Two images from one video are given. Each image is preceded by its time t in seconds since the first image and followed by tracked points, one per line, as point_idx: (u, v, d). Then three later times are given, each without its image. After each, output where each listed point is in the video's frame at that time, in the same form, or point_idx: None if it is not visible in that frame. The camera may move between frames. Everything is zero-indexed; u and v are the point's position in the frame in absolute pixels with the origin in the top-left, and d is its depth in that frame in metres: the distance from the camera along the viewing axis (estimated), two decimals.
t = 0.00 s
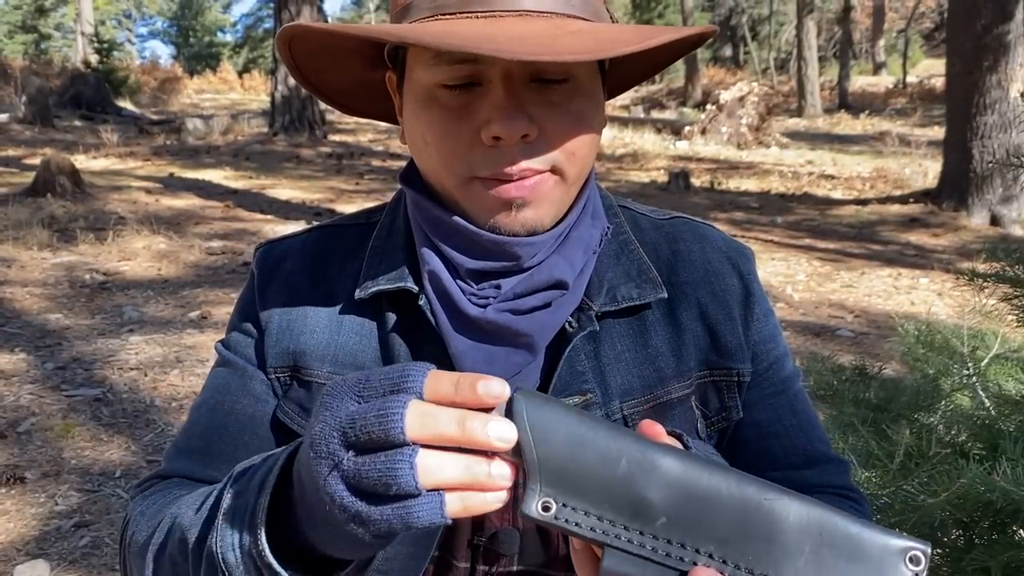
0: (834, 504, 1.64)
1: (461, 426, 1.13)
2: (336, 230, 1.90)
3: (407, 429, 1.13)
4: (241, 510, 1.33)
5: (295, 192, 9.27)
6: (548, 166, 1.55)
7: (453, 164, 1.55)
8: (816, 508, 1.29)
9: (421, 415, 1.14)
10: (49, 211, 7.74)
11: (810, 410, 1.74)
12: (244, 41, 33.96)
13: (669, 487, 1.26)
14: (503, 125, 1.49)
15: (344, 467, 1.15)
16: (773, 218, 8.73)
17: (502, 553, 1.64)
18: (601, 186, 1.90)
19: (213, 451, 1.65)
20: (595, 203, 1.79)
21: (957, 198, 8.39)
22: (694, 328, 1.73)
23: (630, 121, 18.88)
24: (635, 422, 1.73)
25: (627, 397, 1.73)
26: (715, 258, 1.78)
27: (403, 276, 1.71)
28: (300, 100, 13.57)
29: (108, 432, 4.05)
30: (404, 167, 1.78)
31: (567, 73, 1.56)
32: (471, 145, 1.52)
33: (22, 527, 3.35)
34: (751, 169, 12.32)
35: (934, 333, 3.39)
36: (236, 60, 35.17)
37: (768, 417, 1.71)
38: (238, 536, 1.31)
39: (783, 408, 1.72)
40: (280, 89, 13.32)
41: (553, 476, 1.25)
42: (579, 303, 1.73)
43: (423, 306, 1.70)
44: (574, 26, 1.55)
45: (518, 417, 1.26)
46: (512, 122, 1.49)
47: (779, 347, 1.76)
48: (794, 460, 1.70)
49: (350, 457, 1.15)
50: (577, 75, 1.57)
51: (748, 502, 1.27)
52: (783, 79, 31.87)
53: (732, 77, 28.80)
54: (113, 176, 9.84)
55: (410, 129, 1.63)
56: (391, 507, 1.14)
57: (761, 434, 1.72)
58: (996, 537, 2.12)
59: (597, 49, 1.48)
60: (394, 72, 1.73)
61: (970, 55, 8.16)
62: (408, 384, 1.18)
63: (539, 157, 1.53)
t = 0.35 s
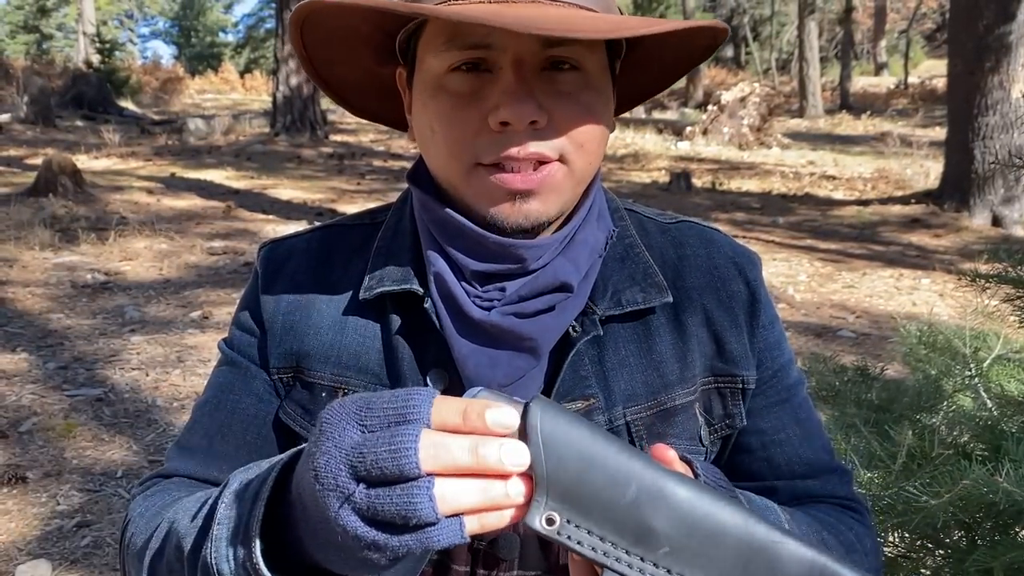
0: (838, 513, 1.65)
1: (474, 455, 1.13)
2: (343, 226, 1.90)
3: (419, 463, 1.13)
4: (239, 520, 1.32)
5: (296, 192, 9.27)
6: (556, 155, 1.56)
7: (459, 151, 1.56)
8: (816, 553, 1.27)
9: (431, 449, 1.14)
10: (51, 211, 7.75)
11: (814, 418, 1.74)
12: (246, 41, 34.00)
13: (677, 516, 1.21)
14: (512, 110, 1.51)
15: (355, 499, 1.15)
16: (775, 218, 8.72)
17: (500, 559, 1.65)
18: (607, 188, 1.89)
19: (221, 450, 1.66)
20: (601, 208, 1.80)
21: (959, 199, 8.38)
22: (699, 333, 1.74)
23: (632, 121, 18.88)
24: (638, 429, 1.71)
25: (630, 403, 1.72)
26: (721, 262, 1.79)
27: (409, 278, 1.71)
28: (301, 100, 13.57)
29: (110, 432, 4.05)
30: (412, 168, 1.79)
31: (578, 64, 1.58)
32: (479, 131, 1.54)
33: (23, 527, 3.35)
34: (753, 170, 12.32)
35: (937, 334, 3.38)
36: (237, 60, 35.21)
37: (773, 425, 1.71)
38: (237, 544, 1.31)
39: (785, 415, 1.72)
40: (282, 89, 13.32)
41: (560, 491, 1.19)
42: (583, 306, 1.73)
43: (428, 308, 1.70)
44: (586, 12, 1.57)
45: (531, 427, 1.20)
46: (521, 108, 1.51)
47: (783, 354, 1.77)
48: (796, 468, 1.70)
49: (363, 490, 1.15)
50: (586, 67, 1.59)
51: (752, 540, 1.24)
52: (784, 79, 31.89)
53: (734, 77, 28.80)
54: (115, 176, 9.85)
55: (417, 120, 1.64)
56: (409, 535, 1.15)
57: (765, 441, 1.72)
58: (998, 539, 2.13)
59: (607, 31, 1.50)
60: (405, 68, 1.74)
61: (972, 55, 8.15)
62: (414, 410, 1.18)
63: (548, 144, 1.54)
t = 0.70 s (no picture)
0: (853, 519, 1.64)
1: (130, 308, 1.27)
2: (350, 231, 1.90)
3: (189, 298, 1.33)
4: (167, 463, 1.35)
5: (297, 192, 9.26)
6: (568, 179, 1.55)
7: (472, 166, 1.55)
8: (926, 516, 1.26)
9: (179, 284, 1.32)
10: (52, 211, 7.76)
11: (822, 422, 1.77)
12: (247, 41, 33.97)
13: (791, 473, 1.22)
14: (529, 129, 1.50)
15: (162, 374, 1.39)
16: (776, 218, 8.72)
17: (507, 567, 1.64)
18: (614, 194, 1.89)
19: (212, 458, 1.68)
20: (608, 218, 1.79)
21: (960, 199, 8.38)
22: (709, 341, 1.73)
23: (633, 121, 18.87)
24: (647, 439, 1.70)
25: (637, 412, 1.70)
26: (730, 267, 1.79)
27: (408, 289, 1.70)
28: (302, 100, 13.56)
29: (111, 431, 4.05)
30: (421, 170, 1.77)
31: (599, 85, 1.56)
32: (493, 147, 1.52)
33: (25, 526, 3.35)
34: (754, 169, 12.31)
35: (939, 334, 3.38)
36: (238, 59, 35.21)
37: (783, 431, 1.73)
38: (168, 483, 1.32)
39: (797, 420, 1.74)
40: (283, 89, 13.32)
41: (677, 442, 1.19)
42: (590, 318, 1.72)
43: (430, 320, 1.69)
44: (613, 38, 1.55)
45: (649, 382, 1.19)
46: (539, 127, 1.50)
47: (791, 360, 1.78)
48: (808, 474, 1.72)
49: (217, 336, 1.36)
50: (608, 88, 1.57)
51: (865, 500, 1.24)
52: (785, 79, 31.88)
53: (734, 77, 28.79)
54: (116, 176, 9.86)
55: (432, 125, 1.63)
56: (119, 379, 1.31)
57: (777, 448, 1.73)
58: (1000, 538, 2.11)
59: (633, 62, 1.47)
60: (421, 62, 1.72)
61: (973, 55, 8.14)
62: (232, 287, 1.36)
63: (560, 168, 1.54)
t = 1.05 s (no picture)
0: (843, 525, 1.64)
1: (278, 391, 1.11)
2: (349, 230, 1.90)
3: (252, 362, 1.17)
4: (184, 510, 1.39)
5: (298, 192, 9.27)
6: (570, 181, 1.55)
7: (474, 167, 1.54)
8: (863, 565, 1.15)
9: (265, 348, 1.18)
10: (53, 210, 7.76)
11: (819, 427, 1.75)
12: (247, 41, 33.97)
13: (708, 507, 1.13)
14: (532, 135, 1.48)
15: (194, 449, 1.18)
16: (777, 218, 8.72)
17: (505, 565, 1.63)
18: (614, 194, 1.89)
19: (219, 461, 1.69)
20: (608, 217, 1.79)
21: (961, 199, 8.38)
22: (705, 343, 1.74)
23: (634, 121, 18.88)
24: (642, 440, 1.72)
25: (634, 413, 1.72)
26: (728, 269, 1.78)
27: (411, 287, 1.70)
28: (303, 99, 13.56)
29: (113, 430, 4.06)
30: (420, 168, 1.76)
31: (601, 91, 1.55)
32: (496, 151, 1.52)
33: (26, 525, 3.36)
34: (755, 169, 12.31)
35: (940, 334, 3.39)
36: (238, 59, 35.20)
37: (778, 436, 1.73)
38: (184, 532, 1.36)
39: (792, 426, 1.73)
40: (283, 89, 13.32)
41: (590, 471, 1.12)
42: (588, 318, 1.73)
43: (430, 318, 1.69)
44: (618, 44, 1.54)
45: (567, 405, 1.13)
46: (542, 133, 1.49)
47: (790, 364, 1.77)
48: (801, 479, 1.71)
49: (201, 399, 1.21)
50: (611, 93, 1.56)
51: (789, 541, 1.13)
52: (785, 79, 31.89)
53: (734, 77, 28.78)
54: (117, 176, 9.86)
55: (432, 126, 1.62)
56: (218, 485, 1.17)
57: (769, 452, 1.73)
58: (1001, 538, 2.11)
59: (636, 74, 1.46)
60: (420, 62, 1.72)
61: (974, 55, 8.14)
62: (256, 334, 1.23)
63: (562, 171, 1.53)
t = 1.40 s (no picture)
0: (842, 520, 1.62)
1: (494, 428, 1.12)
2: (354, 222, 1.89)
3: (440, 434, 1.12)
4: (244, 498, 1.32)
5: (298, 191, 9.26)
6: (570, 171, 1.55)
7: (473, 159, 1.54)
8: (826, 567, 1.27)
9: (451, 420, 1.12)
10: (54, 210, 7.75)
11: (818, 420, 1.73)
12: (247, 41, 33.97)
13: (687, 519, 1.22)
14: (528, 126, 1.48)
15: (368, 461, 1.13)
16: (777, 217, 8.71)
17: (507, 555, 1.64)
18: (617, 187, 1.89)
19: (224, 440, 1.65)
20: (611, 206, 1.79)
21: (961, 198, 8.37)
22: (707, 333, 1.73)
23: (634, 120, 18.87)
24: (645, 429, 1.72)
25: (637, 403, 1.72)
26: (730, 261, 1.78)
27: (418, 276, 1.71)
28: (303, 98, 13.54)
29: (113, 430, 4.06)
30: (421, 161, 1.76)
31: (597, 78, 1.54)
32: (494, 142, 1.52)
33: (26, 524, 3.36)
34: (755, 168, 12.30)
35: (941, 333, 3.39)
36: (239, 58, 35.17)
37: (779, 427, 1.71)
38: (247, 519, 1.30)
39: (793, 418, 1.71)
40: (283, 88, 13.32)
41: (572, 483, 1.20)
42: (592, 306, 1.73)
43: (438, 305, 1.70)
44: (609, 31, 1.53)
45: (548, 417, 1.21)
46: (537, 123, 1.49)
47: (791, 357, 1.76)
48: (801, 471, 1.70)
49: (374, 451, 1.13)
50: (607, 80, 1.56)
51: (762, 547, 1.25)
52: (786, 78, 31.87)
53: (735, 76, 28.75)
54: (117, 175, 9.86)
55: (430, 119, 1.62)
56: (417, 507, 1.12)
57: (771, 443, 1.72)
58: (1002, 536, 2.11)
59: (630, 60, 1.46)
60: (417, 58, 1.72)
61: (974, 54, 8.13)
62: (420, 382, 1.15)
63: (561, 160, 1.53)
